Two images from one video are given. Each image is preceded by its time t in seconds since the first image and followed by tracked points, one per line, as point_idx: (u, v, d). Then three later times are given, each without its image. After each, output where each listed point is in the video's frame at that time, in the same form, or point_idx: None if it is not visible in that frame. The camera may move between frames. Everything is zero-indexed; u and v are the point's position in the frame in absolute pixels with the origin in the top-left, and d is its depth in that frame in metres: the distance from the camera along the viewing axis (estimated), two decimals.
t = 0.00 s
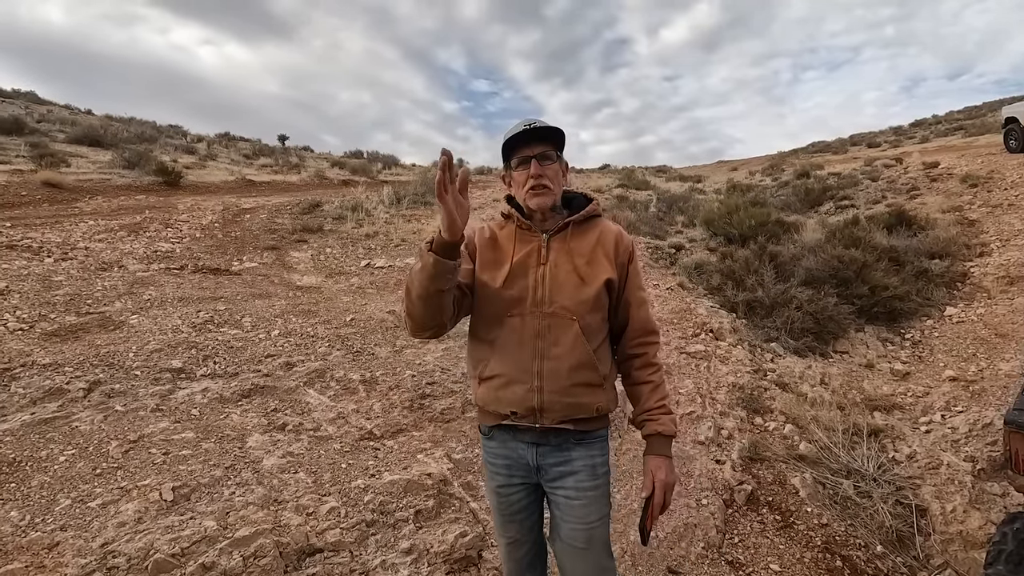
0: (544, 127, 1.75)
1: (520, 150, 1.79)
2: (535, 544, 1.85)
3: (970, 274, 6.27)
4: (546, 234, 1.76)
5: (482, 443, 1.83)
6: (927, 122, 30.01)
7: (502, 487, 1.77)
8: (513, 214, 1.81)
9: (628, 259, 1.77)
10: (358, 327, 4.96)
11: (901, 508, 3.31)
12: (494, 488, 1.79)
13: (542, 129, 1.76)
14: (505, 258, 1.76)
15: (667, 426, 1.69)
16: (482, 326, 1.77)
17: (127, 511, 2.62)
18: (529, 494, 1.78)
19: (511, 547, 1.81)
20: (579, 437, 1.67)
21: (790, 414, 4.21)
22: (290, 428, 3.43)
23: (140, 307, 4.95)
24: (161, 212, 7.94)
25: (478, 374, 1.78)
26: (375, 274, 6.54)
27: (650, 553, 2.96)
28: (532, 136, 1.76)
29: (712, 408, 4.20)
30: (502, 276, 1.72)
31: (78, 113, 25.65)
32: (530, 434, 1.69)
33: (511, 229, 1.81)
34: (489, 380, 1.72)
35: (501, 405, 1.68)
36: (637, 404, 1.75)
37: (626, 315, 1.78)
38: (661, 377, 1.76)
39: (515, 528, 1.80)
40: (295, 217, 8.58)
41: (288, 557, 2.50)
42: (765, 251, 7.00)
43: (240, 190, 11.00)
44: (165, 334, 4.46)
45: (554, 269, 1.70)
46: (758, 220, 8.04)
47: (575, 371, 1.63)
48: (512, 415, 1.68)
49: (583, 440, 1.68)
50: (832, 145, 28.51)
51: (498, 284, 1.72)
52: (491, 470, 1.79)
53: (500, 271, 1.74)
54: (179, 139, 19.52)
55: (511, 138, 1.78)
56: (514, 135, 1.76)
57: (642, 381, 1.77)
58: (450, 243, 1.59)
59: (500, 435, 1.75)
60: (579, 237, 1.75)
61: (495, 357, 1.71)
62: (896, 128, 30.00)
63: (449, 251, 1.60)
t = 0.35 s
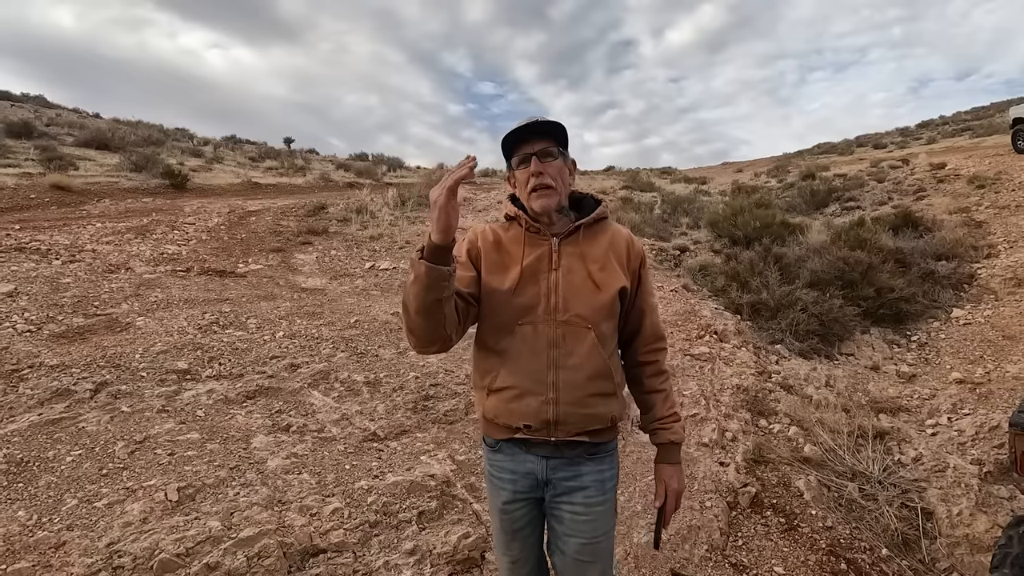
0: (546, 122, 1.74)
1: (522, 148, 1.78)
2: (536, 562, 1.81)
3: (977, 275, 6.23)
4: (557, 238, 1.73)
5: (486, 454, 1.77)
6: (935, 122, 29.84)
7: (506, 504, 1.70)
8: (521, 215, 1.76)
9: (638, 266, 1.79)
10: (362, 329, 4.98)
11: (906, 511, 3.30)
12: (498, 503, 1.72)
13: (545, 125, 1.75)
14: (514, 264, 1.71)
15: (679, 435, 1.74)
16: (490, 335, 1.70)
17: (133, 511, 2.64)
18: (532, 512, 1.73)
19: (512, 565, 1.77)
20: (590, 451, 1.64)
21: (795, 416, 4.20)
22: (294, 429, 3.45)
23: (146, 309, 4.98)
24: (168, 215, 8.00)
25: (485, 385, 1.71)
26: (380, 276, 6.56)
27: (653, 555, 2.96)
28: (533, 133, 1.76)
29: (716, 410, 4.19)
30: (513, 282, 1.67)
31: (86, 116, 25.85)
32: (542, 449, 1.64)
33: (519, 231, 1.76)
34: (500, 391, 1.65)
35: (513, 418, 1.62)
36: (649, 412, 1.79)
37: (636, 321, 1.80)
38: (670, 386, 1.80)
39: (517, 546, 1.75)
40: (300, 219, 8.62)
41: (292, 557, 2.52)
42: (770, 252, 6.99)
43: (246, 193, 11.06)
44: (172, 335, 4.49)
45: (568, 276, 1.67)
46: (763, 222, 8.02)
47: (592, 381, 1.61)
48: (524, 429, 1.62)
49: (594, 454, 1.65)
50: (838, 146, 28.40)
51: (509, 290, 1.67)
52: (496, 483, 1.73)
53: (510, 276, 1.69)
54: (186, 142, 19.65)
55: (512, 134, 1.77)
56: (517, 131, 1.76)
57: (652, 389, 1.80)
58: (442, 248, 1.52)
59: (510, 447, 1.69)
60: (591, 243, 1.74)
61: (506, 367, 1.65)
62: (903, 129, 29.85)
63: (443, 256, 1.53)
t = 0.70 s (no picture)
0: (550, 130, 1.73)
1: (526, 156, 1.78)
2: None
3: (985, 276, 6.19)
4: (571, 248, 1.73)
5: (503, 471, 1.69)
6: (943, 122, 29.63)
7: (528, 522, 1.61)
8: (530, 227, 1.74)
9: (654, 267, 1.84)
10: (368, 330, 5.01)
11: (912, 513, 3.29)
12: (514, 520, 1.63)
13: (549, 133, 1.74)
14: (529, 279, 1.68)
15: (707, 438, 1.75)
16: (508, 356, 1.65)
17: (142, 510, 2.68)
18: (551, 534, 1.64)
19: None
20: (623, 466, 1.66)
21: (801, 418, 4.20)
22: (301, 429, 3.48)
23: (155, 311, 5.04)
24: (175, 217, 8.07)
25: (506, 410, 1.66)
26: (385, 278, 6.59)
27: (659, 557, 2.96)
28: (538, 141, 1.75)
29: (722, 412, 4.20)
30: (532, 298, 1.64)
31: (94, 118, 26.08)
32: (575, 467, 1.61)
33: (528, 244, 1.75)
34: (525, 415, 1.61)
35: (545, 441, 1.58)
36: (674, 415, 1.81)
37: (657, 324, 1.82)
38: (695, 387, 1.83)
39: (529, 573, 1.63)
40: (306, 221, 8.68)
41: (299, 557, 2.54)
42: (776, 254, 6.97)
43: (253, 194, 11.14)
44: (180, 336, 4.54)
45: (589, 287, 1.68)
46: (769, 223, 8.00)
47: (624, 396, 1.62)
48: (557, 452, 1.58)
49: (627, 468, 1.67)
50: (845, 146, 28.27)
51: (528, 308, 1.64)
52: (515, 500, 1.64)
53: (526, 294, 1.66)
54: (193, 144, 19.80)
55: (516, 143, 1.77)
56: (521, 139, 1.75)
57: (676, 392, 1.82)
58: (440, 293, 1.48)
59: (536, 466, 1.62)
60: (605, 250, 1.75)
61: (530, 389, 1.61)
62: (910, 129, 29.67)
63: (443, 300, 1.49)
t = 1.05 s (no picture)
0: (533, 128, 1.71)
1: (508, 154, 1.75)
2: None
3: (995, 276, 6.14)
4: (558, 251, 1.70)
5: (501, 492, 1.65)
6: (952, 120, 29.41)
7: (531, 544, 1.59)
8: (512, 231, 1.70)
9: (642, 265, 1.83)
10: (374, 331, 5.03)
11: (921, 515, 3.26)
12: (517, 545, 1.60)
13: (533, 130, 1.72)
14: (516, 286, 1.64)
15: (711, 436, 1.75)
16: (500, 369, 1.61)
17: (151, 510, 2.70)
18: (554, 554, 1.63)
19: None
20: (624, 478, 1.65)
21: (808, 419, 4.18)
22: (308, 430, 3.50)
23: (163, 311, 5.07)
24: (183, 218, 8.12)
25: (501, 425, 1.61)
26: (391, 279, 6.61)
27: (665, 558, 2.96)
28: (521, 139, 1.73)
29: (728, 413, 4.19)
30: (522, 307, 1.60)
31: (102, 121, 26.26)
32: (575, 483, 1.59)
33: (513, 249, 1.71)
34: (522, 430, 1.57)
35: (546, 456, 1.55)
36: (677, 417, 1.80)
37: (649, 323, 1.82)
38: (692, 386, 1.83)
39: None
40: (313, 222, 8.71)
41: (306, 556, 2.56)
42: (783, 254, 6.95)
43: (260, 195, 11.20)
44: (188, 337, 4.57)
45: (580, 291, 1.65)
46: (775, 223, 7.97)
47: (623, 403, 1.61)
48: (558, 467, 1.56)
49: (629, 479, 1.67)
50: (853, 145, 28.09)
51: (518, 318, 1.59)
52: (515, 524, 1.61)
53: (515, 303, 1.61)
54: (200, 146, 19.92)
55: (498, 138, 1.74)
56: (503, 135, 1.72)
57: (674, 392, 1.83)
58: (416, 321, 1.39)
59: (537, 483, 1.59)
60: (594, 251, 1.72)
61: (525, 402, 1.57)
62: (918, 128, 29.48)
63: (419, 327, 1.40)
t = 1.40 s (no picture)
0: (511, 126, 1.70)
1: (485, 153, 1.74)
2: None
3: (1004, 276, 6.08)
4: (537, 249, 1.68)
5: (484, 501, 1.62)
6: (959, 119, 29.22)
7: (515, 556, 1.56)
8: (490, 231, 1.69)
9: (625, 262, 1.83)
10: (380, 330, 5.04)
11: (930, 516, 3.24)
12: (502, 557, 1.57)
13: (509, 129, 1.71)
14: (495, 287, 1.62)
15: (694, 443, 1.72)
16: (480, 372, 1.59)
17: (160, 507, 2.71)
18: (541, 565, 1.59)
19: None
20: (612, 487, 1.61)
21: (815, 419, 4.16)
22: (314, 429, 3.50)
23: (170, 311, 5.10)
24: (190, 218, 8.16)
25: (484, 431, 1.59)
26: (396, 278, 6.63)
27: (671, 558, 2.95)
28: (498, 138, 1.72)
29: (735, 413, 4.17)
30: (501, 307, 1.59)
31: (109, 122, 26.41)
32: (559, 490, 1.56)
33: (490, 249, 1.70)
34: (505, 434, 1.55)
35: (530, 460, 1.52)
36: (659, 420, 1.78)
37: (634, 322, 1.81)
38: (678, 388, 1.81)
39: None
40: (318, 222, 8.74)
41: (313, 555, 2.56)
42: (789, 253, 6.91)
43: (266, 196, 11.24)
44: (195, 336, 4.59)
45: (561, 289, 1.63)
46: (782, 222, 7.93)
47: (609, 403, 1.58)
48: (542, 471, 1.53)
49: (617, 488, 1.63)
50: (859, 145, 27.94)
51: (497, 318, 1.58)
52: (499, 536, 1.58)
53: (494, 303, 1.60)
54: (206, 147, 20.01)
55: (475, 138, 1.73)
56: (481, 134, 1.71)
57: (660, 394, 1.81)
58: (405, 317, 1.41)
59: (521, 492, 1.56)
60: (575, 248, 1.71)
61: (506, 403, 1.55)
62: (925, 127, 29.30)
63: (406, 322, 1.42)
